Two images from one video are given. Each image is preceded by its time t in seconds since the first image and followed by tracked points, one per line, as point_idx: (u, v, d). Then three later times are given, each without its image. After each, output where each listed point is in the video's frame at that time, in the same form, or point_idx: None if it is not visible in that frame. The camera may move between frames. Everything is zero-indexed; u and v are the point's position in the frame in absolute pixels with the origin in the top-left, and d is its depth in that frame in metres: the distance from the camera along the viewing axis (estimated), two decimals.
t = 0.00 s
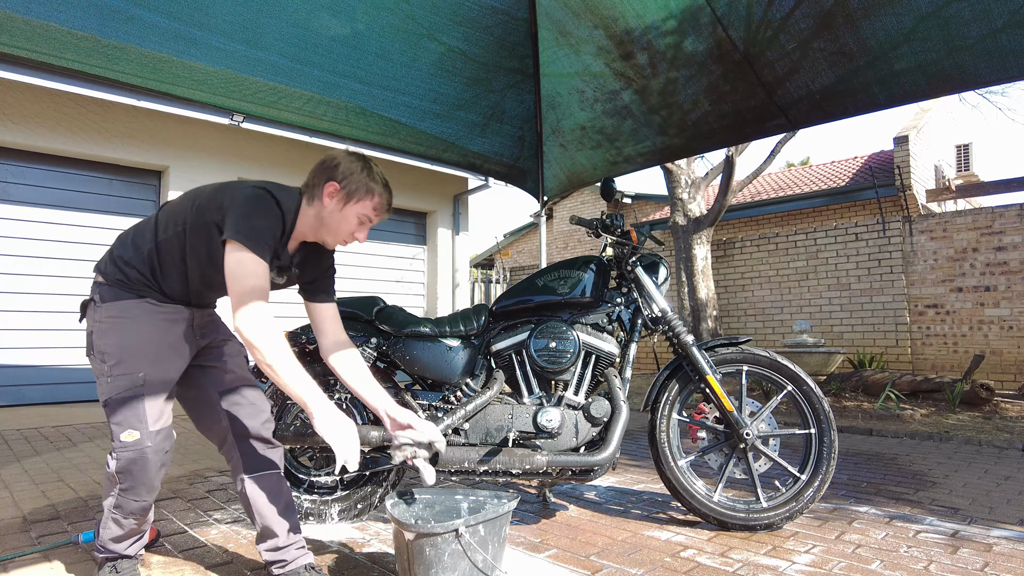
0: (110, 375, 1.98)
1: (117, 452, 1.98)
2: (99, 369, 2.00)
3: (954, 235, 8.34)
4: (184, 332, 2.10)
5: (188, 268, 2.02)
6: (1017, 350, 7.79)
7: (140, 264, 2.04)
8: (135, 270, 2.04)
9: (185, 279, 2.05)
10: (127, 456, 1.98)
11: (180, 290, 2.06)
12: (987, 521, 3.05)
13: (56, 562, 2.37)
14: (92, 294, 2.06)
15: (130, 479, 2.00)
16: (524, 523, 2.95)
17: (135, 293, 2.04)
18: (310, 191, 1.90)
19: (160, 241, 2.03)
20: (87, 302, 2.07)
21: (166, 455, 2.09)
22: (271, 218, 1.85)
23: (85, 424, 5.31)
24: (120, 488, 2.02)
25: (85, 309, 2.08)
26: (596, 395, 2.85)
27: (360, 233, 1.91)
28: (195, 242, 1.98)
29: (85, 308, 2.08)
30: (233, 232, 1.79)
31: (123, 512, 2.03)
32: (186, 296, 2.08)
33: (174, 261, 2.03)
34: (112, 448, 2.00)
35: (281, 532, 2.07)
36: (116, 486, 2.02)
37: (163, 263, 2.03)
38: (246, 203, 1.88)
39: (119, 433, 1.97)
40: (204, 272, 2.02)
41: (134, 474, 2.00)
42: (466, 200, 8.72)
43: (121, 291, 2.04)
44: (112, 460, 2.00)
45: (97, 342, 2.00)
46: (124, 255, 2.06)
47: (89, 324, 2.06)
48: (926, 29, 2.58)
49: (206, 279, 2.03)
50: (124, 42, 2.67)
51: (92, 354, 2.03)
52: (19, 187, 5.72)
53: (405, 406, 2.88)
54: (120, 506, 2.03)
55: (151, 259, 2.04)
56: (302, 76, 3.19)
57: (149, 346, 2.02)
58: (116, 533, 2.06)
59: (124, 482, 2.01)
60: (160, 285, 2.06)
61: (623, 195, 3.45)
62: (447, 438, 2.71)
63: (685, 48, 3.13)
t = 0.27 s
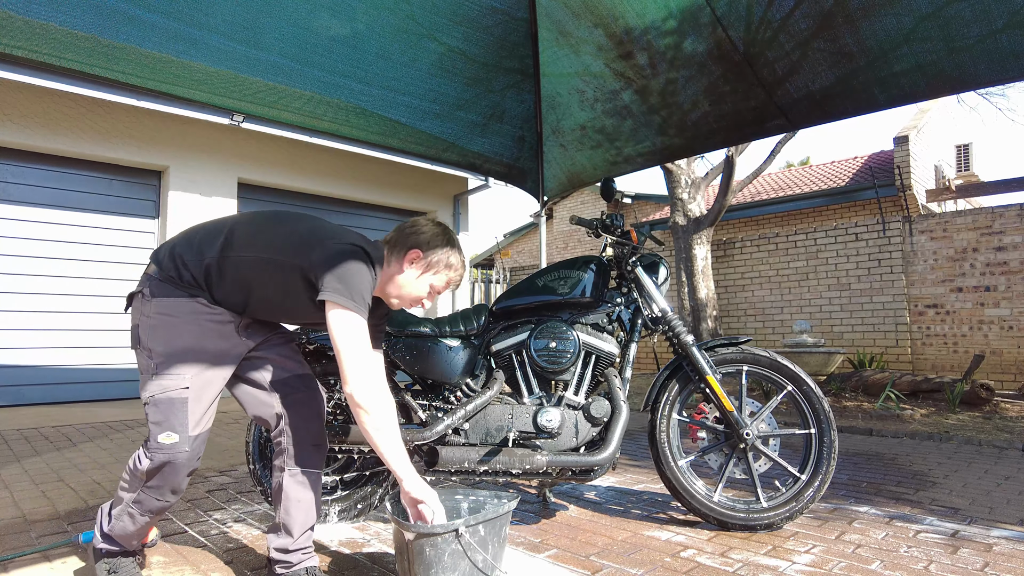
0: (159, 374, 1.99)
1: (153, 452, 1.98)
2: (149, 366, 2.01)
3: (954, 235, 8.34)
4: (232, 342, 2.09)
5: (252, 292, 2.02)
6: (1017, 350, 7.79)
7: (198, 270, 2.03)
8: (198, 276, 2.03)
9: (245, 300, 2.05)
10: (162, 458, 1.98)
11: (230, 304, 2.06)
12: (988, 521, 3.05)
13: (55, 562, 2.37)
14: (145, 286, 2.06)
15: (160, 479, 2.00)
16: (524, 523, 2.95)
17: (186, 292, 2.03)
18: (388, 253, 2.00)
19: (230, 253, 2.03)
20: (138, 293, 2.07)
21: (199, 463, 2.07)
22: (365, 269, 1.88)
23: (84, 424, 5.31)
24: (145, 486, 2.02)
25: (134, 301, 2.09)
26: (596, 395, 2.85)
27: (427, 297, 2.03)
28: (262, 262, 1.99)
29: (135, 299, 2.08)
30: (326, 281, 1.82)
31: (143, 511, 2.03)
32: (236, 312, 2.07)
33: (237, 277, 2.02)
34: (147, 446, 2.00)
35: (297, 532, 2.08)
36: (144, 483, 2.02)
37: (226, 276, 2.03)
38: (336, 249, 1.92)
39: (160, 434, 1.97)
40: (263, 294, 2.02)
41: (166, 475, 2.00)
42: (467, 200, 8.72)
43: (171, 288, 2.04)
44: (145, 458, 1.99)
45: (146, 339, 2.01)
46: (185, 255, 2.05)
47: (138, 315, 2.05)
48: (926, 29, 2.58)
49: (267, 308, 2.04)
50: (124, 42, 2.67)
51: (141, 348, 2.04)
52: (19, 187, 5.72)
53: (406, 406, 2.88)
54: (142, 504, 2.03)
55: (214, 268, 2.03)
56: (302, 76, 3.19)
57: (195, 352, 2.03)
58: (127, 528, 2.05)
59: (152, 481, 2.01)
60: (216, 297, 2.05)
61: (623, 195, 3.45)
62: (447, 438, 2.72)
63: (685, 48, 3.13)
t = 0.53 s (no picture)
0: (184, 363, 1.96)
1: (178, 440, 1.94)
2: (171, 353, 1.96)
3: (954, 235, 8.34)
4: (250, 336, 2.08)
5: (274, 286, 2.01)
6: (1017, 350, 7.79)
7: (224, 260, 2.02)
8: (223, 267, 2.02)
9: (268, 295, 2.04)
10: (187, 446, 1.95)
11: (253, 298, 2.04)
12: (988, 521, 3.05)
13: (55, 562, 2.36)
14: (163, 274, 2.02)
15: (180, 471, 1.96)
16: (524, 523, 2.95)
17: (208, 282, 2.02)
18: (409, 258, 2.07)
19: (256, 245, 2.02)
20: (154, 280, 2.02)
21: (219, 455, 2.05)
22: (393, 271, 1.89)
23: (85, 424, 5.32)
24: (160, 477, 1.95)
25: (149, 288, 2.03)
26: (596, 395, 2.85)
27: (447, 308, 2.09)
28: (288, 255, 1.98)
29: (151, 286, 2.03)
30: (355, 278, 1.82)
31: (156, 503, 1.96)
32: (258, 306, 2.06)
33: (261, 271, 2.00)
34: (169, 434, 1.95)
35: (301, 532, 2.08)
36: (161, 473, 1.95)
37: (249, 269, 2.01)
38: (364, 249, 1.91)
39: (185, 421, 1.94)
40: (286, 289, 1.99)
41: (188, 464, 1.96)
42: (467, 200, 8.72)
43: (193, 277, 2.02)
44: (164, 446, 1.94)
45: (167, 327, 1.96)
46: (213, 244, 2.04)
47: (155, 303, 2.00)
48: (926, 29, 2.58)
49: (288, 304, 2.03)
50: (124, 42, 2.67)
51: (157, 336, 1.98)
52: (19, 187, 5.72)
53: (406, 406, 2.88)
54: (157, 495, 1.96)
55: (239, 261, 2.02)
56: (302, 76, 3.19)
57: (217, 346, 2.02)
58: (133, 522, 1.95)
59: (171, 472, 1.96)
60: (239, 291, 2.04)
61: (623, 195, 3.45)
62: (447, 438, 2.72)
63: (685, 48, 3.13)
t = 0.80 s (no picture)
0: (191, 360, 1.93)
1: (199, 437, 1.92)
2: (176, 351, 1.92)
3: (954, 235, 8.34)
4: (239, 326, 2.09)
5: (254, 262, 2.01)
6: (1017, 350, 7.79)
7: (197, 248, 2.00)
8: (196, 253, 1.99)
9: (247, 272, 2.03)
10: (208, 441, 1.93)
11: (237, 277, 2.05)
12: (988, 521, 3.05)
13: (54, 562, 2.36)
14: (139, 274, 1.96)
15: (207, 465, 1.93)
16: (524, 523, 2.95)
17: (186, 274, 1.99)
18: (382, 219, 2.04)
19: (227, 227, 2.01)
20: (130, 281, 1.96)
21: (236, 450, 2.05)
22: (361, 220, 1.87)
23: (85, 424, 5.32)
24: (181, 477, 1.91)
25: (128, 292, 1.97)
26: (596, 395, 2.85)
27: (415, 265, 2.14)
28: (264, 231, 1.99)
29: (129, 288, 1.96)
30: (320, 231, 1.79)
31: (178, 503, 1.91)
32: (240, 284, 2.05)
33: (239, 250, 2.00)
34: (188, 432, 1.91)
35: (297, 532, 2.09)
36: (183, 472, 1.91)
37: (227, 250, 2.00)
38: (334, 206, 1.92)
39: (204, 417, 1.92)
40: (270, 262, 2.02)
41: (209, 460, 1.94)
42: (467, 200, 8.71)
43: (170, 272, 1.98)
44: (185, 445, 1.91)
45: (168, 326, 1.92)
46: (180, 235, 2.01)
47: (135, 307, 1.96)
48: (926, 29, 2.58)
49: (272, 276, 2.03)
50: (124, 42, 2.67)
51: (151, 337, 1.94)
52: (19, 187, 5.72)
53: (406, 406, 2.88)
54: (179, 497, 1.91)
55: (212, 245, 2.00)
56: (302, 76, 3.19)
57: (221, 341, 2.00)
58: (155, 529, 1.88)
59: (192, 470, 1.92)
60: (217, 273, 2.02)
61: (623, 195, 3.45)
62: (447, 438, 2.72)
63: (685, 48, 3.13)
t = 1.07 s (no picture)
0: (135, 370, 1.79)
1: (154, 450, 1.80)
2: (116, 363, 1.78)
3: (954, 235, 8.34)
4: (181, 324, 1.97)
5: (197, 249, 1.89)
6: (1017, 350, 7.79)
7: (134, 246, 1.84)
8: (131, 249, 1.83)
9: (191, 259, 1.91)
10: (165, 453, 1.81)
11: (178, 267, 1.91)
12: (987, 520, 3.05)
13: (53, 562, 2.36)
14: (67, 282, 1.77)
15: (169, 475, 1.83)
16: (523, 524, 2.94)
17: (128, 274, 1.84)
18: (307, 179, 1.98)
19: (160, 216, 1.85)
20: (55, 291, 1.77)
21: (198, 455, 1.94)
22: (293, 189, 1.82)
23: (84, 424, 5.31)
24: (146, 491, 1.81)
25: (54, 302, 1.78)
26: (596, 395, 2.85)
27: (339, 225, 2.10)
28: (202, 216, 1.85)
29: (54, 299, 1.77)
30: (262, 211, 1.73)
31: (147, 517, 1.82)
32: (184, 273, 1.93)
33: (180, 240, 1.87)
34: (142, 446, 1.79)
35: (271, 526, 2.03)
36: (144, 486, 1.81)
37: (166, 242, 1.86)
38: (270, 179, 1.83)
39: (158, 428, 1.80)
40: (211, 246, 1.90)
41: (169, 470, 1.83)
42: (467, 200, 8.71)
43: (110, 275, 1.82)
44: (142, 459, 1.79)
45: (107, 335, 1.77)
46: (107, 231, 1.82)
47: (72, 321, 1.78)
48: (926, 29, 2.58)
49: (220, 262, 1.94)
50: (124, 42, 2.67)
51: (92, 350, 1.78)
52: (19, 187, 5.72)
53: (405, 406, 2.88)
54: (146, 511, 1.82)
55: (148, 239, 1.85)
56: (302, 76, 3.19)
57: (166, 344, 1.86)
58: (130, 550, 1.80)
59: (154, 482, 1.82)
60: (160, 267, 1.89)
61: (623, 195, 3.45)
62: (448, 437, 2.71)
63: (685, 48, 3.13)
